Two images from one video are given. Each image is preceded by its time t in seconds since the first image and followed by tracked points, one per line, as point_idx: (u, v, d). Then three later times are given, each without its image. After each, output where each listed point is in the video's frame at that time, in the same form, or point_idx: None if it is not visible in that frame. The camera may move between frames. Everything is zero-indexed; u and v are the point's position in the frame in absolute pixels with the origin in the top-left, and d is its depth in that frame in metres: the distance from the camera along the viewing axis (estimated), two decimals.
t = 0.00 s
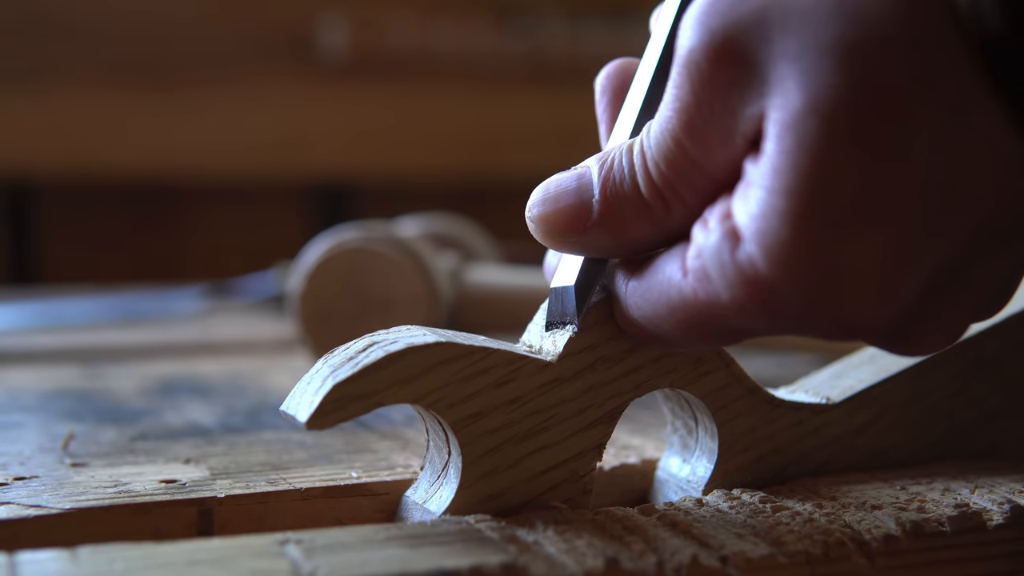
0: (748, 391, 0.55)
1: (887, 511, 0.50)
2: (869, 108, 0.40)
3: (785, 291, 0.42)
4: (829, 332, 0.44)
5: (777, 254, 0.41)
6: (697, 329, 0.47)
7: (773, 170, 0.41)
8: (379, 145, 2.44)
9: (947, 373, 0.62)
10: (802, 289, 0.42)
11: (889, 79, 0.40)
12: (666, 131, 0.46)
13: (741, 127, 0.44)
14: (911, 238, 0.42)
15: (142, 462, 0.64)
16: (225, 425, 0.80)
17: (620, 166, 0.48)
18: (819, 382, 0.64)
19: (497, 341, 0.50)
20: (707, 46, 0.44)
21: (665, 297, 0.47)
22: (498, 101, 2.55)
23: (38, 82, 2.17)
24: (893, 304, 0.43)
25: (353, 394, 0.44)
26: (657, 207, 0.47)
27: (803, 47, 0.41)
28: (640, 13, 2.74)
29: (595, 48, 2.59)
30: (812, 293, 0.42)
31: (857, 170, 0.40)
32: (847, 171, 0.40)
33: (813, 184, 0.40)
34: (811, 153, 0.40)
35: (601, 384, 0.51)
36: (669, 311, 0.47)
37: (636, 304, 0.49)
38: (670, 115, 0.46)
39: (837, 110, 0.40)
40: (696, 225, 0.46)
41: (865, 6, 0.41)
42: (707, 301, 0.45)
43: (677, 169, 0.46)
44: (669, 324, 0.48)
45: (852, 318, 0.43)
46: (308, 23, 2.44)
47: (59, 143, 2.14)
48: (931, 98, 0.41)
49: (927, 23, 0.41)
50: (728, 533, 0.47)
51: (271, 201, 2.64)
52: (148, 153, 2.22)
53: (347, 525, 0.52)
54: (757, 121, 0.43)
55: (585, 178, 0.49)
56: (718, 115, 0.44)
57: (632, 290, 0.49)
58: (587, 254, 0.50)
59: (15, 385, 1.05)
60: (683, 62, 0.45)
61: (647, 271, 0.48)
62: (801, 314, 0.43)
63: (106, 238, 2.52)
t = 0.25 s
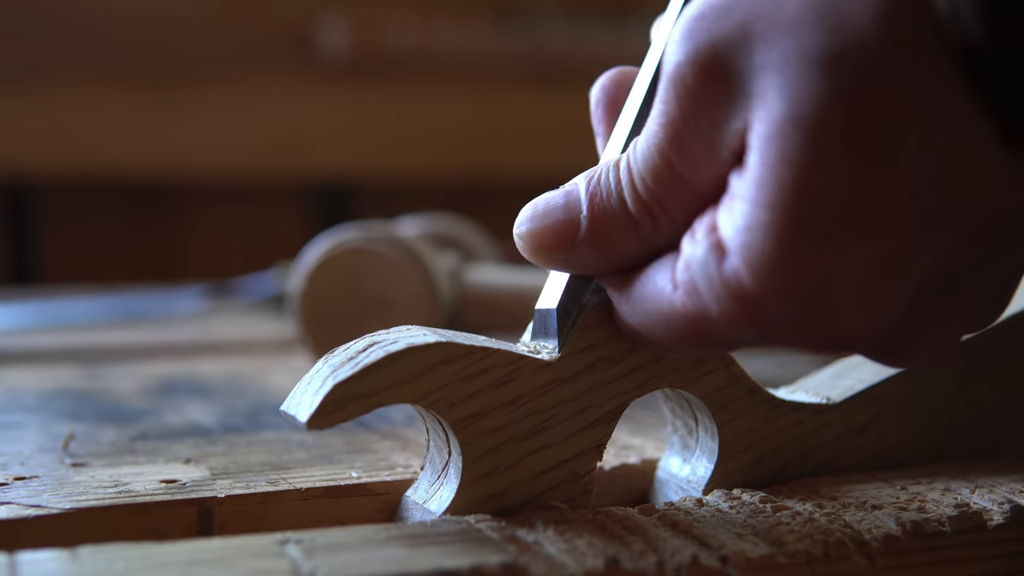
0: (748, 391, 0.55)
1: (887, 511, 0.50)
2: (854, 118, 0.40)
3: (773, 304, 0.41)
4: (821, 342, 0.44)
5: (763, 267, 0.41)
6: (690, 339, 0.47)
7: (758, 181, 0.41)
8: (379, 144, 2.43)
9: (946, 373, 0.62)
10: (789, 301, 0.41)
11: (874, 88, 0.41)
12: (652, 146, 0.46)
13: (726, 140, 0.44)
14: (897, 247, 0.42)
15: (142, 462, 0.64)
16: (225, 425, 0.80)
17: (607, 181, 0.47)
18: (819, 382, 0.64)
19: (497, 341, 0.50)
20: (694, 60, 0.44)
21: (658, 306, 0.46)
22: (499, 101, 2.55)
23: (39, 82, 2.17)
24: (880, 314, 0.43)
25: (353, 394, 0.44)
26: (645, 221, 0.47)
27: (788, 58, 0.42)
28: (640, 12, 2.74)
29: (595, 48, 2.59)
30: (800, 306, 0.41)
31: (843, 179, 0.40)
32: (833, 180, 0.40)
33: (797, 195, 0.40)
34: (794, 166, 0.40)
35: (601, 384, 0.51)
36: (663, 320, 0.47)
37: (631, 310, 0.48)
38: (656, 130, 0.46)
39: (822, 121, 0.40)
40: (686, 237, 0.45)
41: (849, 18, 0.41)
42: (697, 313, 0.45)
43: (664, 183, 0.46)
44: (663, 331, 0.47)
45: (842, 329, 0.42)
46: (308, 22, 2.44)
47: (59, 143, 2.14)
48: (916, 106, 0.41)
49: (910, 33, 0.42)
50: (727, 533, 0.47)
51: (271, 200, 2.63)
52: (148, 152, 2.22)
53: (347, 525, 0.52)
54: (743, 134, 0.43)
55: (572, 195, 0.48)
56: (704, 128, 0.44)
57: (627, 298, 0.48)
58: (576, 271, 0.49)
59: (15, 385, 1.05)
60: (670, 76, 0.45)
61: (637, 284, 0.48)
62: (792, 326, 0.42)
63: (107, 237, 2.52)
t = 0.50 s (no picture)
0: (748, 391, 0.55)
1: (887, 511, 0.50)
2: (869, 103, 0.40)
3: (774, 284, 0.42)
4: (820, 327, 0.44)
5: (766, 248, 0.41)
6: (693, 326, 0.47)
7: (771, 162, 0.41)
8: (379, 145, 2.44)
9: (947, 373, 0.62)
10: (791, 284, 0.41)
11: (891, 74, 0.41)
12: (673, 115, 0.45)
13: (745, 115, 0.43)
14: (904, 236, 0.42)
15: (142, 462, 0.64)
16: (225, 425, 0.80)
17: (627, 147, 0.47)
18: (819, 382, 0.64)
19: (497, 341, 0.50)
20: (719, 32, 0.44)
21: (660, 293, 0.47)
22: (498, 101, 2.55)
23: (38, 82, 2.17)
24: (880, 306, 0.43)
25: (352, 394, 0.44)
26: (664, 190, 0.46)
27: (810, 39, 0.42)
28: (640, 12, 2.73)
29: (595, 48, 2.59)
30: (801, 288, 0.41)
31: (852, 164, 0.40)
32: (842, 165, 0.40)
33: (806, 176, 0.40)
34: (807, 146, 0.40)
35: (601, 384, 0.51)
36: (665, 308, 0.47)
37: (633, 300, 0.49)
38: (677, 100, 0.45)
39: (836, 104, 0.40)
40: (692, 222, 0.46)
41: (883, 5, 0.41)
42: (700, 296, 0.45)
43: (683, 154, 0.45)
44: (666, 321, 0.48)
45: (840, 315, 0.42)
46: (308, 22, 2.44)
47: (59, 143, 2.14)
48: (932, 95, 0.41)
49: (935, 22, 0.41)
50: (727, 533, 0.47)
51: (271, 201, 2.63)
52: (147, 153, 2.22)
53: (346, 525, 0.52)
54: (762, 109, 0.43)
55: (592, 159, 0.48)
56: (725, 101, 0.44)
57: (630, 285, 0.49)
58: (595, 236, 0.50)
59: (15, 385, 1.05)
60: (693, 47, 0.44)
61: (652, 259, 0.48)
62: (791, 310, 0.43)
63: (106, 238, 2.52)
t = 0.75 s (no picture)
0: (748, 391, 0.55)
1: (887, 511, 0.50)
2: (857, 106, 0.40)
3: (774, 290, 0.41)
4: (819, 330, 0.43)
5: (762, 253, 0.41)
6: (692, 331, 0.47)
7: (760, 168, 0.41)
8: (379, 145, 2.44)
9: (948, 373, 0.62)
10: (789, 288, 0.41)
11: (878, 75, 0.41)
12: (664, 133, 0.45)
13: (734, 126, 0.43)
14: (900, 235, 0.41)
15: (142, 462, 0.64)
16: (225, 425, 0.81)
17: (621, 168, 0.47)
18: (819, 382, 0.64)
19: (497, 341, 0.50)
20: (701, 44, 0.44)
21: (660, 299, 0.47)
22: (498, 101, 2.55)
23: (38, 82, 2.16)
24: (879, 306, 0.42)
25: (354, 394, 0.44)
26: (659, 209, 0.47)
27: (794, 44, 0.41)
28: (640, 12, 2.73)
29: (596, 48, 2.59)
30: (800, 292, 0.41)
31: (844, 166, 0.40)
32: (834, 167, 0.40)
33: (799, 180, 0.40)
34: (797, 152, 0.40)
35: (601, 384, 0.51)
36: (665, 313, 0.47)
37: (634, 306, 0.48)
38: (667, 117, 0.45)
39: (824, 108, 0.40)
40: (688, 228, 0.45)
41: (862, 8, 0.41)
42: (698, 302, 0.45)
43: (676, 171, 0.45)
44: (666, 326, 0.48)
45: (840, 317, 0.42)
46: (308, 22, 2.44)
47: (59, 143, 2.14)
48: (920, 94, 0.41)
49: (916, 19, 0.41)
50: (728, 533, 0.47)
51: (271, 201, 2.63)
52: (148, 152, 2.22)
53: (347, 525, 0.52)
54: (749, 119, 0.43)
55: (586, 179, 0.48)
56: (712, 113, 0.44)
57: (630, 291, 0.49)
58: (592, 257, 0.50)
59: (15, 385, 1.05)
60: (676, 59, 0.45)
61: (644, 271, 0.48)
62: (791, 314, 0.42)
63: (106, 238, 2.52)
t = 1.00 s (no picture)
0: (749, 391, 0.55)
1: (888, 512, 0.50)
2: (853, 100, 0.40)
3: (780, 286, 0.41)
4: (825, 327, 0.43)
5: (768, 249, 0.41)
6: (695, 331, 0.46)
7: (760, 166, 0.41)
8: (379, 145, 2.44)
9: (947, 373, 0.62)
10: (797, 282, 0.41)
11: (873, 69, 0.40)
12: (662, 137, 0.45)
13: (732, 126, 0.43)
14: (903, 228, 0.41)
15: (142, 462, 0.64)
16: (225, 425, 0.81)
17: (621, 175, 0.47)
18: (820, 382, 0.64)
19: (497, 341, 0.50)
20: (695, 45, 0.44)
21: (663, 297, 0.46)
22: (498, 101, 2.55)
23: (38, 82, 2.16)
24: (884, 301, 0.42)
25: (355, 394, 0.44)
26: (660, 214, 0.47)
27: (788, 40, 0.41)
28: (640, 13, 2.73)
29: (596, 48, 2.59)
30: (806, 287, 0.41)
31: (844, 161, 0.40)
32: (835, 162, 0.40)
33: (800, 177, 0.40)
34: (796, 149, 0.40)
35: (601, 384, 0.51)
36: (668, 313, 0.46)
37: (637, 306, 0.48)
38: (665, 121, 0.45)
39: (822, 104, 0.40)
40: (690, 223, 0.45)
41: None
42: (702, 300, 0.44)
43: (675, 175, 0.46)
44: (669, 327, 0.47)
45: (846, 313, 0.42)
46: (308, 22, 2.44)
47: (59, 143, 2.15)
48: (916, 86, 0.41)
49: (908, 13, 0.41)
50: (728, 533, 0.47)
51: (271, 201, 2.63)
52: (147, 152, 2.22)
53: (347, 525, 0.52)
54: (748, 117, 0.43)
55: (585, 189, 0.49)
56: (709, 114, 0.44)
57: (632, 292, 0.48)
58: (593, 267, 0.50)
59: (15, 385, 1.05)
60: (672, 62, 0.45)
61: (644, 273, 0.48)
62: (798, 310, 0.42)
63: (106, 238, 2.52)
